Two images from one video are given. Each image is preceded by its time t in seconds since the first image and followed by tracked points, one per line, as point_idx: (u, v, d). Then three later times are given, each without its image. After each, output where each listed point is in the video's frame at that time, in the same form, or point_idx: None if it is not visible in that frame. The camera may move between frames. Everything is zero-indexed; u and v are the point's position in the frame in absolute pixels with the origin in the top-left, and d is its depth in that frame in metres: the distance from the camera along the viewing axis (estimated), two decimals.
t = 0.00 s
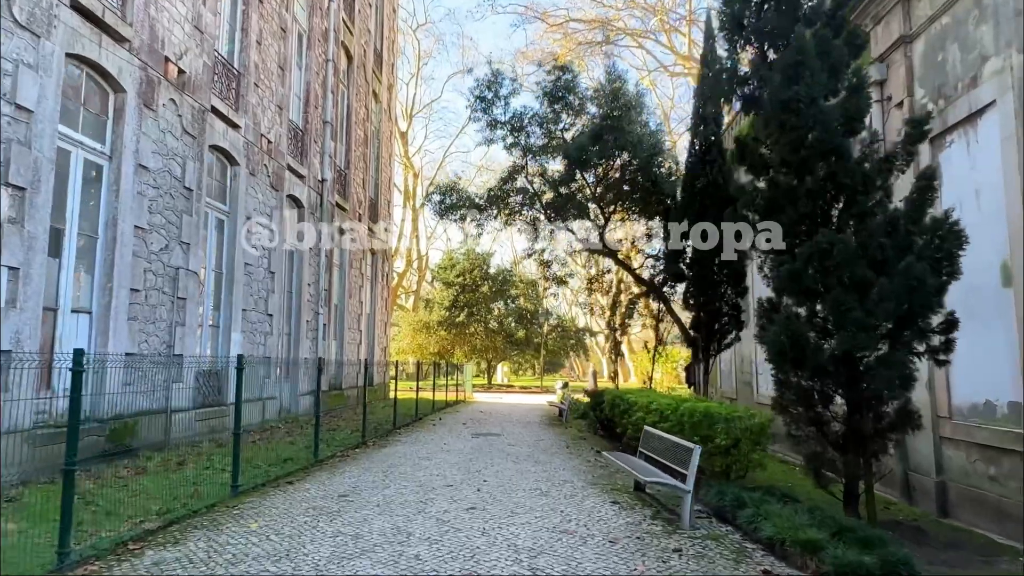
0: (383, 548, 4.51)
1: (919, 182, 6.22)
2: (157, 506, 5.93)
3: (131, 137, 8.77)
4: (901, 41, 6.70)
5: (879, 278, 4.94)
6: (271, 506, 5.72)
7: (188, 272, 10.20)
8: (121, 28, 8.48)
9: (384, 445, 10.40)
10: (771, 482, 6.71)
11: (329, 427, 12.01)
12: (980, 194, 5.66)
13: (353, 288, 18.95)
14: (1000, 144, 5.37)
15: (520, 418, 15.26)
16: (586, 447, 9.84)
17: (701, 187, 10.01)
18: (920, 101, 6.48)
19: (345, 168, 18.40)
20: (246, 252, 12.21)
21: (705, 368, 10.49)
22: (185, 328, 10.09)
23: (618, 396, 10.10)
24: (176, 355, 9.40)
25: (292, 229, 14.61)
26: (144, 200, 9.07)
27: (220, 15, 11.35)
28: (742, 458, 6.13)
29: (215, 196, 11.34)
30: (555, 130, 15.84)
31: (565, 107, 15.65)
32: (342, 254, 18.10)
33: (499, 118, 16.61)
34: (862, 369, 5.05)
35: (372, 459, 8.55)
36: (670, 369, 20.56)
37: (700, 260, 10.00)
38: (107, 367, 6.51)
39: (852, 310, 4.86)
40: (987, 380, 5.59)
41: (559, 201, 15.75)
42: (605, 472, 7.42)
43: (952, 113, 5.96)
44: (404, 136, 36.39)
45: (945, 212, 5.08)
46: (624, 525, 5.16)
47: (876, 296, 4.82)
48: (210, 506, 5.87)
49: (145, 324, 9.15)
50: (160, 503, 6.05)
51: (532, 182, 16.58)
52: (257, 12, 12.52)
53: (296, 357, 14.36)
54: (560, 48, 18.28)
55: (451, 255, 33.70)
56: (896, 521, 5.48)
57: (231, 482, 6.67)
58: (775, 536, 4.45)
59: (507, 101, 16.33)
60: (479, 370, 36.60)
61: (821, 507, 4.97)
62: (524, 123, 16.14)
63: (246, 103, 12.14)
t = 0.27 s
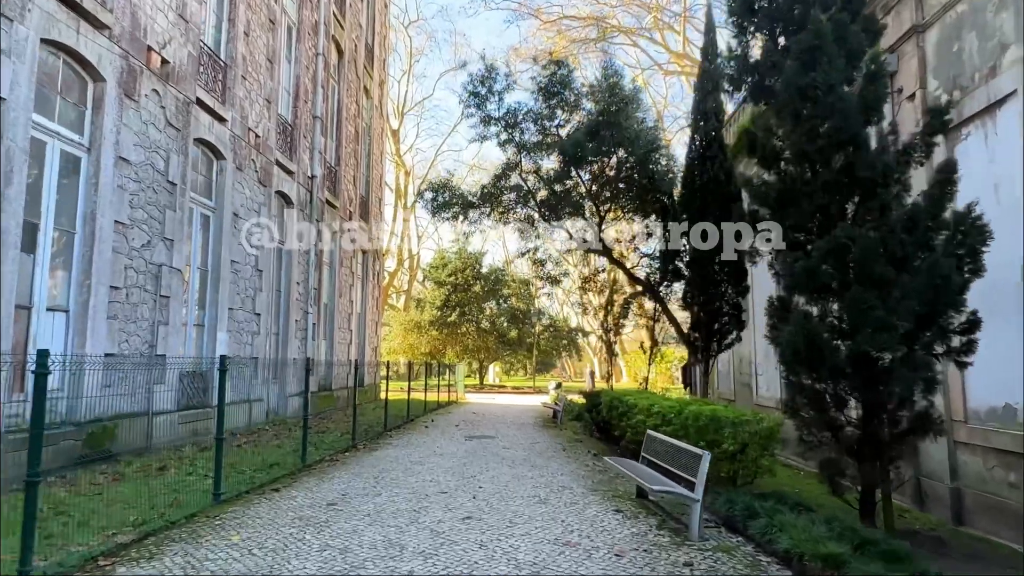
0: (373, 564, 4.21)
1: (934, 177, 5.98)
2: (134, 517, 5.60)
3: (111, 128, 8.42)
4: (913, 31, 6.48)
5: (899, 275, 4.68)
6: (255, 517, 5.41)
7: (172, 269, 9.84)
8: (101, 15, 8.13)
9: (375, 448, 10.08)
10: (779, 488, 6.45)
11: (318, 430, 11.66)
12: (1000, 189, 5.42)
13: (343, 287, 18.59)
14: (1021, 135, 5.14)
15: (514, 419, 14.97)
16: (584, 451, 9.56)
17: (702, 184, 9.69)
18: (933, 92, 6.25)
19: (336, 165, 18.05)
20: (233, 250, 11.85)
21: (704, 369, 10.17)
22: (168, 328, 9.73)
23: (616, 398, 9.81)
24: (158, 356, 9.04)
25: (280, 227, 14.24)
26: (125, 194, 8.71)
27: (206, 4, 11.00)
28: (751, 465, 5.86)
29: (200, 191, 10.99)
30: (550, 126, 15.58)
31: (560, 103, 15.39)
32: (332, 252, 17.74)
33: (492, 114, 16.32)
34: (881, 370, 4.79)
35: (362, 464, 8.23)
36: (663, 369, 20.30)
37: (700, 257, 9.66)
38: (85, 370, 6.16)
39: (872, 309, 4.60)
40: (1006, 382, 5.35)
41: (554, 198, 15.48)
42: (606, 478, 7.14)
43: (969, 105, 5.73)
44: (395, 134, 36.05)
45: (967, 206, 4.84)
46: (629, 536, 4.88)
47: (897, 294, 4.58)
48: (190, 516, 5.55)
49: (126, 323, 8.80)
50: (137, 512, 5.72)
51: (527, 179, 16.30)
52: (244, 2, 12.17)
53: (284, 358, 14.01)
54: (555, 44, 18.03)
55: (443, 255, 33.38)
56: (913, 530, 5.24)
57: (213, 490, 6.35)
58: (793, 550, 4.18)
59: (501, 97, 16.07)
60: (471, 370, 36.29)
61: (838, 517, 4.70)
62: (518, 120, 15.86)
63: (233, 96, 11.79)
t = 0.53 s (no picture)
0: None
1: (950, 169, 5.77)
2: (108, 525, 5.28)
3: (91, 118, 8.08)
4: (926, 19, 6.29)
5: (922, 269, 4.45)
6: (238, 525, 5.10)
7: (155, 265, 9.50)
8: None
9: (366, 451, 9.76)
10: (786, 493, 6.21)
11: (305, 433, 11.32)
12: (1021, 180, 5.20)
13: (333, 286, 18.25)
14: None
15: (508, 420, 14.69)
16: (581, 453, 9.30)
17: (702, 179, 9.36)
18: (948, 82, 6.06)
19: (327, 161, 17.72)
20: (219, 246, 11.51)
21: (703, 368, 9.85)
22: (151, 326, 9.38)
23: (614, 399, 9.54)
24: (140, 355, 8.70)
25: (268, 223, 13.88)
26: (105, 187, 8.37)
27: None
28: (759, 470, 5.61)
29: (185, 185, 10.64)
30: (545, 122, 15.33)
31: (556, 98, 15.14)
32: (322, 250, 17.40)
33: (487, 109, 16.04)
34: (903, 371, 4.56)
35: (352, 468, 7.93)
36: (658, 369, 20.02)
37: (700, 254, 9.35)
38: (61, 370, 5.85)
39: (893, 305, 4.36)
40: None
41: (548, 195, 15.22)
42: (607, 482, 6.88)
43: (987, 95, 5.52)
44: (387, 132, 35.69)
45: (990, 198, 4.61)
46: (635, 545, 4.62)
47: (920, 289, 4.36)
48: (169, 524, 5.24)
49: (106, 321, 8.46)
50: (111, 521, 5.38)
51: (521, 176, 16.02)
52: None
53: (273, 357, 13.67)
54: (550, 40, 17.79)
55: (435, 253, 33.06)
56: (931, 538, 5.01)
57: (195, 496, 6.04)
58: (812, 562, 3.91)
59: (495, 92, 15.80)
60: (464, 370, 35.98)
61: (856, 526, 4.45)
62: (512, 115, 15.58)
63: (220, 87, 11.45)
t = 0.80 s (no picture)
0: None
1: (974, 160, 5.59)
2: (81, 537, 4.93)
3: (70, 107, 7.73)
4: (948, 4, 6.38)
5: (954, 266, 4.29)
6: (219, 538, 4.77)
7: (139, 261, 9.15)
8: None
9: (358, 454, 9.43)
10: (800, 500, 5.93)
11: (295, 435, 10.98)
12: None
13: (325, 284, 17.90)
14: None
15: (504, 421, 14.39)
16: (581, 457, 8.99)
17: (705, 174, 9.06)
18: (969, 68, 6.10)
19: (319, 157, 17.36)
20: (207, 243, 11.16)
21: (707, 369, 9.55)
22: (134, 325, 9.03)
23: (614, 401, 9.24)
24: (122, 355, 8.34)
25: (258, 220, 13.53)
26: (85, 180, 8.02)
27: None
28: (773, 476, 5.33)
29: (171, 179, 10.29)
30: (541, 118, 15.04)
31: (553, 92, 14.85)
32: (314, 248, 17.05)
33: (482, 105, 15.73)
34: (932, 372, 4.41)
35: (343, 473, 7.60)
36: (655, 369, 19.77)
37: (703, 252, 9.06)
38: (39, 370, 5.52)
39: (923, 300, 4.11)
40: None
41: (545, 192, 14.93)
42: (610, 488, 6.58)
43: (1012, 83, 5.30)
44: (381, 129, 35.32)
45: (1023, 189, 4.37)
46: (645, 558, 4.32)
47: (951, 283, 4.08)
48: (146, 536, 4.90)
49: (86, 320, 8.10)
50: (83, 532, 5.04)
51: (518, 172, 15.71)
52: None
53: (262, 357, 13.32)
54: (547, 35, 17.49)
55: (429, 252, 32.71)
56: (957, 549, 4.75)
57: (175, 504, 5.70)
58: None
59: (491, 86, 15.49)
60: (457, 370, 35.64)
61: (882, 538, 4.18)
62: (509, 110, 15.26)
63: (208, 79, 11.10)
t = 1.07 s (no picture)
0: None
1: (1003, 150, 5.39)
2: (55, 550, 4.60)
3: (52, 95, 7.39)
4: None
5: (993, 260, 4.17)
6: (203, 551, 4.45)
7: (125, 257, 8.81)
8: None
9: (353, 457, 9.11)
10: (816, 507, 5.67)
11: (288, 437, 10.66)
12: None
13: (319, 283, 17.57)
14: None
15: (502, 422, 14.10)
16: (583, 460, 8.71)
17: (712, 168, 8.78)
18: (994, 55, 5.93)
19: (313, 153, 17.02)
20: (197, 239, 10.82)
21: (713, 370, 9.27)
22: (120, 323, 8.69)
23: (619, 402, 8.95)
24: (106, 356, 8.00)
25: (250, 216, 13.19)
26: (68, 172, 7.68)
27: None
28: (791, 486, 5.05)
29: (160, 173, 9.96)
30: (540, 113, 14.75)
31: (553, 86, 14.56)
32: (308, 245, 16.72)
33: (480, 99, 15.42)
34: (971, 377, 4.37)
35: (336, 478, 7.28)
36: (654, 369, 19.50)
37: (709, 248, 8.80)
38: (16, 370, 5.20)
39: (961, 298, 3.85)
40: None
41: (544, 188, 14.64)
42: (618, 494, 6.29)
43: None
44: (376, 127, 34.95)
45: None
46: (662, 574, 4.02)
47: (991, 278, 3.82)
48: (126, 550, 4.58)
49: (69, 318, 7.76)
50: (56, 545, 4.69)
51: (516, 169, 15.41)
52: None
53: (254, 357, 12.98)
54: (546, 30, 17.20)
55: (424, 251, 32.37)
56: (990, 561, 4.49)
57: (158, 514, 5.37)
58: None
59: (489, 81, 15.19)
60: (453, 370, 35.30)
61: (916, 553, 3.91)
62: (507, 105, 14.96)
63: (199, 70, 10.76)
